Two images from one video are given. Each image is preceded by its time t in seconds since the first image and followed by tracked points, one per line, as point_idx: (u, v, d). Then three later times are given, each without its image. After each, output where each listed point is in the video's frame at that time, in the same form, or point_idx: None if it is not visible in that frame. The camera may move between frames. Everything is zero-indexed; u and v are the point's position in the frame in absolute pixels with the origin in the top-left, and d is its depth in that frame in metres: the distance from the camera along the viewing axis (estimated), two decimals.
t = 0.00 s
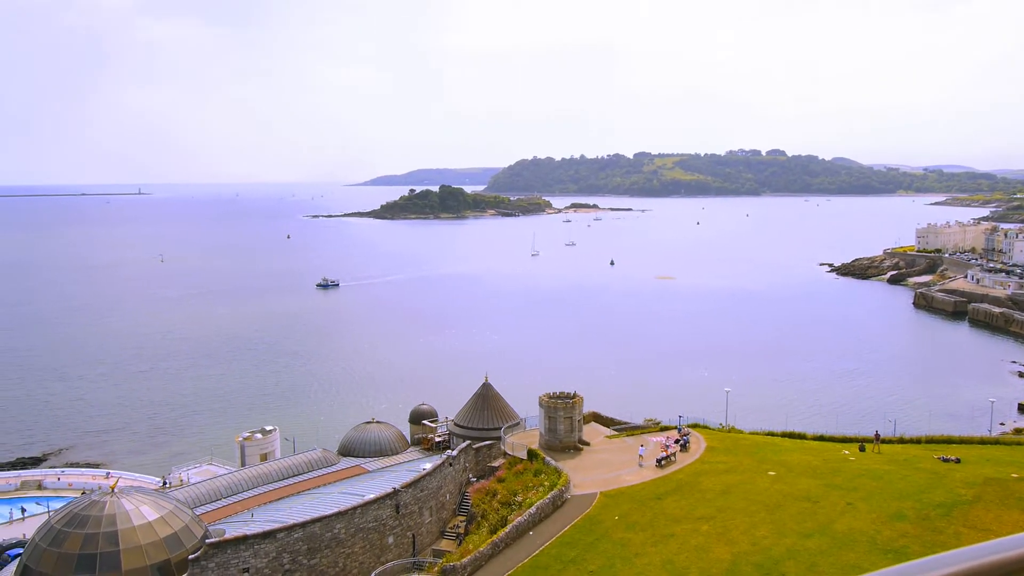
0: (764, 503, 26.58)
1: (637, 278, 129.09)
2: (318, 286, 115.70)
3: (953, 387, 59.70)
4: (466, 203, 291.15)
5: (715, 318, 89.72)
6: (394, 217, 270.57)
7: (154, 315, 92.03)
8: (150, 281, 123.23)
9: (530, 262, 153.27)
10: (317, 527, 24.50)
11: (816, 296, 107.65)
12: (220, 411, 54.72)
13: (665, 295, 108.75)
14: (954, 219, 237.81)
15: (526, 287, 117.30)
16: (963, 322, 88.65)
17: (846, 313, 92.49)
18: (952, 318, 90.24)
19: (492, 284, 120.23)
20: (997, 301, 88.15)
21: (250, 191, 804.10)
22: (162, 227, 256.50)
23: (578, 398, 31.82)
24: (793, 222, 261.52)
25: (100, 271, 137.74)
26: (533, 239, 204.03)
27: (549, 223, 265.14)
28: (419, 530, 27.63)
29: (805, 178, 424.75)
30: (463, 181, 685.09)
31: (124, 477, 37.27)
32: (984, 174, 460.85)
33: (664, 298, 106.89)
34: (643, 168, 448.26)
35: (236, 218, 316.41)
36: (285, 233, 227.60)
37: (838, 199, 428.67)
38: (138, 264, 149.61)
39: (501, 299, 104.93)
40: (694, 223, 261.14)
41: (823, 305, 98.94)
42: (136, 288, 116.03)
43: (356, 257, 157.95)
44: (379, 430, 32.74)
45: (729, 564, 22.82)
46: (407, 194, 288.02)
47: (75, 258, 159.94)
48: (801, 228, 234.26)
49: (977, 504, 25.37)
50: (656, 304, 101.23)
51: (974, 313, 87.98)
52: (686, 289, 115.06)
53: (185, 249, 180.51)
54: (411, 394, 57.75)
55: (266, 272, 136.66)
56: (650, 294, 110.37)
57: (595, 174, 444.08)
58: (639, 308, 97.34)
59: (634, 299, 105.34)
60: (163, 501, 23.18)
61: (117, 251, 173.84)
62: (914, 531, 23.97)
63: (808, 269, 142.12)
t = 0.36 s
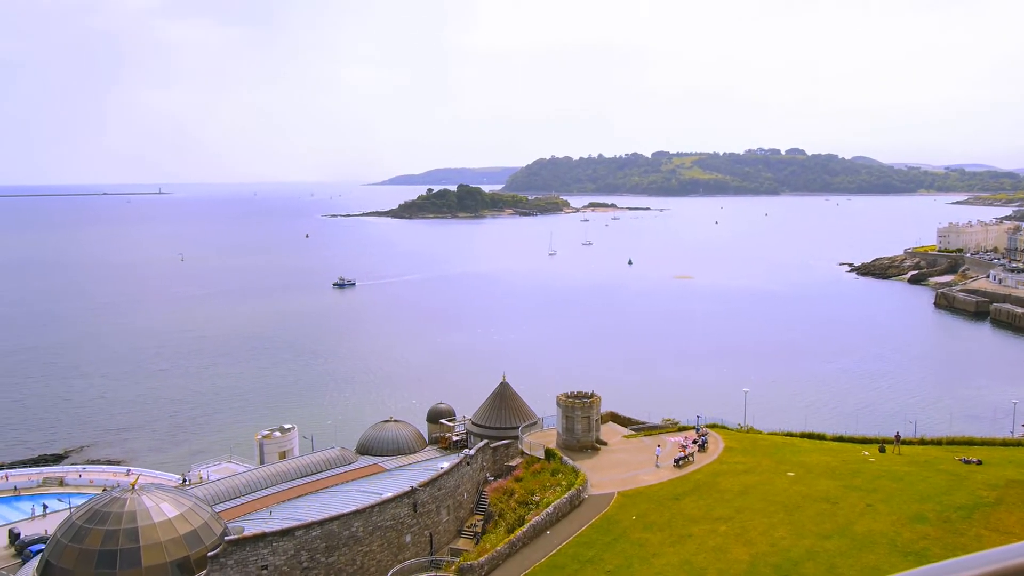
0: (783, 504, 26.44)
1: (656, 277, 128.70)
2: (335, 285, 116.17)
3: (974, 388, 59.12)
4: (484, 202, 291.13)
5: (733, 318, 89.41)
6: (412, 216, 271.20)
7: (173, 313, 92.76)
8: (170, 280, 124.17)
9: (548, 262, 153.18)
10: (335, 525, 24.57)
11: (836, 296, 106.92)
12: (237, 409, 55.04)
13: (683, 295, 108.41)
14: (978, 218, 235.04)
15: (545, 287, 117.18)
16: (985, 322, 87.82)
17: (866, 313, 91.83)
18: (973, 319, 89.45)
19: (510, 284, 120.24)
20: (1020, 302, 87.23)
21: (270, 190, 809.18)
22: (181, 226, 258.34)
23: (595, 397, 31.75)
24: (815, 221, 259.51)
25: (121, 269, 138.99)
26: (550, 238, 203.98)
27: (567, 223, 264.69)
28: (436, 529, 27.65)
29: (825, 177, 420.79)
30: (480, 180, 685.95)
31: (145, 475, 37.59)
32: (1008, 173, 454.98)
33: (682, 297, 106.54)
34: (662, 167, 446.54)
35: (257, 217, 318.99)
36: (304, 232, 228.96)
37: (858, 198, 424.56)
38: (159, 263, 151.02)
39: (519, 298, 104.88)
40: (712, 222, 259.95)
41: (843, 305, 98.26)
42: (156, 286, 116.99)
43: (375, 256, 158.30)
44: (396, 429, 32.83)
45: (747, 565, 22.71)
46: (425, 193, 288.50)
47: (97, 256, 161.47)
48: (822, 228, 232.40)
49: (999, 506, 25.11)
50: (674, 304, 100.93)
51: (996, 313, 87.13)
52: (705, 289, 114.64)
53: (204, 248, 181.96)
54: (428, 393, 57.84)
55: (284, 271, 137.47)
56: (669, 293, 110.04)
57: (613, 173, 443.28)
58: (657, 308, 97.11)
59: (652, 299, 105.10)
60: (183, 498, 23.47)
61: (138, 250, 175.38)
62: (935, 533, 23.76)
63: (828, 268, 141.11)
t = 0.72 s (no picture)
0: (799, 506, 26.31)
1: (673, 278, 128.36)
2: (350, 284, 116.55)
3: (994, 391, 58.61)
4: (500, 202, 291.00)
5: (749, 319, 89.03)
6: (428, 216, 271.64)
7: (190, 311, 93.43)
8: (188, 278, 125.14)
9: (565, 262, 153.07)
10: (351, 523, 24.64)
11: (854, 297, 106.27)
12: (253, 407, 55.33)
13: (700, 295, 108.02)
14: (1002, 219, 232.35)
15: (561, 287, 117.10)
16: (1005, 324, 87.11)
17: (884, 314, 91.29)
18: (993, 321, 88.76)
19: (526, 283, 120.29)
20: None
21: (287, 190, 813.90)
22: (200, 224, 260.17)
23: (611, 398, 31.68)
24: (834, 223, 257.56)
25: (140, 267, 140.08)
26: (565, 238, 203.69)
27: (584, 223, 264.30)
28: (451, 528, 27.68)
29: (843, 177, 416.51)
30: (496, 180, 686.47)
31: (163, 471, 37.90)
32: None
33: (699, 298, 106.28)
34: (679, 167, 444.79)
35: (277, 215, 321.17)
36: (321, 231, 229.83)
37: (877, 200, 420.57)
38: (177, 260, 152.15)
39: (535, 298, 104.87)
40: (729, 223, 258.96)
41: (861, 307, 97.71)
42: (174, 284, 117.85)
43: (391, 255, 158.60)
44: (412, 427, 32.93)
45: (763, 568, 22.58)
46: (441, 193, 288.85)
47: (116, 254, 162.74)
48: (841, 229, 230.73)
49: (1019, 510, 24.87)
50: (690, 304, 100.60)
51: (1016, 316, 86.39)
52: (722, 289, 114.27)
53: (222, 246, 183.25)
54: (443, 392, 57.93)
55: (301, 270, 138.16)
56: (685, 294, 109.79)
57: (630, 173, 442.40)
58: (673, 308, 96.81)
59: (669, 299, 104.87)
60: (200, 495, 23.62)
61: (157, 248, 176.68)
62: (954, 536, 23.58)
63: (846, 270, 140.26)
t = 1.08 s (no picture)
0: (815, 510, 26.14)
1: (691, 279, 127.89)
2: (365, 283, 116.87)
3: (1015, 395, 57.98)
4: (518, 202, 290.81)
5: (766, 321, 88.56)
6: (445, 216, 271.99)
7: (206, 309, 94.06)
8: (206, 277, 125.91)
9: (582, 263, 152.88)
10: (365, 522, 24.67)
11: (873, 300, 105.41)
12: (268, 405, 55.58)
13: (716, 297, 107.53)
14: None
15: (578, 287, 116.89)
16: None
17: (904, 318, 90.52)
18: (1014, 325, 87.82)
19: (543, 283, 120.22)
20: None
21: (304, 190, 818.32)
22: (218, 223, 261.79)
23: (626, 399, 31.60)
24: (856, 224, 254.76)
25: (159, 266, 141.12)
26: (582, 238, 203.22)
27: (602, 223, 263.65)
28: (465, 528, 27.67)
29: (862, 179, 409.11)
30: (515, 180, 687.27)
31: (180, 468, 38.13)
32: None
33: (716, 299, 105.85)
34: (696, 168, 442.71)
35: (296, 214, 323.25)
36: (338, 230, 230.54)
37: (896, 202, 416.21)
38: (195, 259, 153.25)
39: (551, 298, 104.77)
40: (748, 224, 257.28)
41: (880, 309, 96.94)
42: (191, 282, 118.57)
43: (408, 255, 158.95)
44: (427, 427, 32.98)
45: (778, 571, 22.43)
46: (458, 193, 289.14)
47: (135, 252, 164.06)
48: (862, 231, 228.64)
49: None
50: (707, 306, 100.19)
51: None
52: (739, 291, 113.80)
53: (240, 245, 184.38)
54: (457, 392, 57.97)
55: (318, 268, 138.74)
56: (702, 295, 109.42)
57: (648, 174, 441.19)
58: (689, 310, 96.45)
59: (686, 300, 104.56)
60: (215, 492, 23.69)
61: (175, 246, 177.98)
62: (972, 542, 23.36)
63: (866, 272, 139.03)
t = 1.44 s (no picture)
0: (831, 513, 25.98)
1: (707, 281, 127.37)
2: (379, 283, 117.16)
3: None
4: (533, 203, 290.58)
5: (782, 323, 88.06)
6: (460, 216, 272.28)
7: (222, 308, 94.62)
8: (222, 276, 126.59)
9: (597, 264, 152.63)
10: (380, 522, 24.71)
11: (891, 302, 104.60)
12: (283, 405, 55.81)
13: (732, 299, 107.03)
14: None
15: (594, 288, 116.68)
16: None
17: (922, 320, 89.82)
18: None
19: (559, 284, 120.10)
20: None
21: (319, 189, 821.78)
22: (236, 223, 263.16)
23: (641, 401, 31.52)
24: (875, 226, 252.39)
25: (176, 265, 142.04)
26: (597, 240, 202.77)
27: (617, 224, 262.97)
28: (480, 529, 27.67)
29: (880, 180, 405.17)
30: (531, 181, 687.16)
31: (196, 467, 38.39)
32: None
33: (732, 301, 105.38)
34: (713, 168, 440.56)
35: (314, 215, 324.80)
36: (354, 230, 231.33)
37: (915, 205, 411.94)
38: (212, 258, 154.24)
39: (566, 299, 104.69)
40: (764, 225, 256.14)
41: (897, 312, 96.24)
42: (206, 282, 119.25)
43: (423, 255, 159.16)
44: (442, 427, 33.07)
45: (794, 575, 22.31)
46: (474, 193, 289.33)
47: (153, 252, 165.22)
48: (882, 233, 226.46)
49: None
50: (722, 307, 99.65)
51: None
52: (757, 293, 113.08)
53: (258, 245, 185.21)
54: (471, 393, 58.01)
55: (334, 268, 139.24)
56: (718, 297, 108.98)
57: (663, 175, 439.72)
58: (705, 311, 96.00)
59: (701, 302, 104.21)
60: (231, 491, 23.87)
61: (192, 246, 179.04)
62: (991, 547, 23.16)
63: (884, 274, 137.93)
